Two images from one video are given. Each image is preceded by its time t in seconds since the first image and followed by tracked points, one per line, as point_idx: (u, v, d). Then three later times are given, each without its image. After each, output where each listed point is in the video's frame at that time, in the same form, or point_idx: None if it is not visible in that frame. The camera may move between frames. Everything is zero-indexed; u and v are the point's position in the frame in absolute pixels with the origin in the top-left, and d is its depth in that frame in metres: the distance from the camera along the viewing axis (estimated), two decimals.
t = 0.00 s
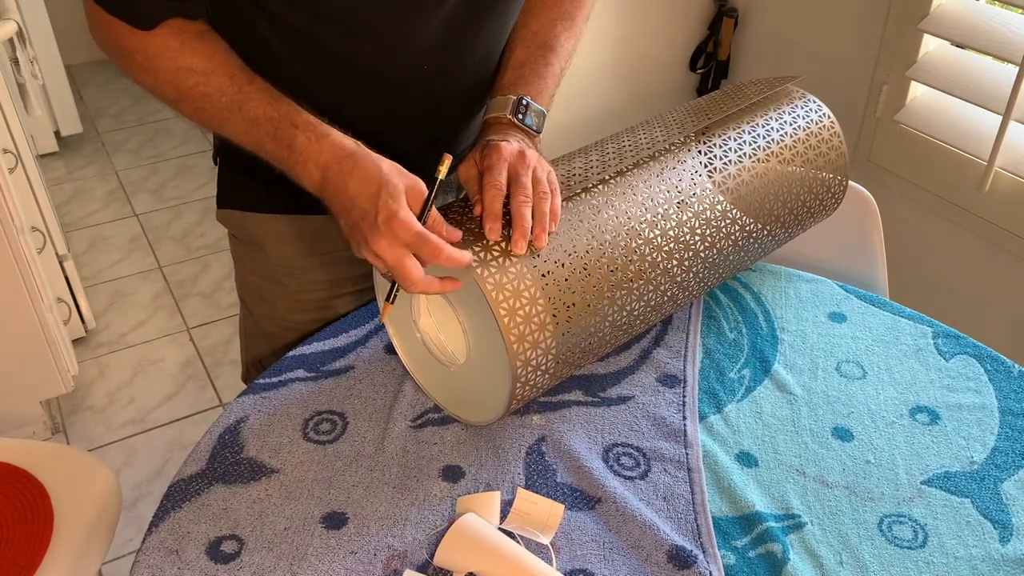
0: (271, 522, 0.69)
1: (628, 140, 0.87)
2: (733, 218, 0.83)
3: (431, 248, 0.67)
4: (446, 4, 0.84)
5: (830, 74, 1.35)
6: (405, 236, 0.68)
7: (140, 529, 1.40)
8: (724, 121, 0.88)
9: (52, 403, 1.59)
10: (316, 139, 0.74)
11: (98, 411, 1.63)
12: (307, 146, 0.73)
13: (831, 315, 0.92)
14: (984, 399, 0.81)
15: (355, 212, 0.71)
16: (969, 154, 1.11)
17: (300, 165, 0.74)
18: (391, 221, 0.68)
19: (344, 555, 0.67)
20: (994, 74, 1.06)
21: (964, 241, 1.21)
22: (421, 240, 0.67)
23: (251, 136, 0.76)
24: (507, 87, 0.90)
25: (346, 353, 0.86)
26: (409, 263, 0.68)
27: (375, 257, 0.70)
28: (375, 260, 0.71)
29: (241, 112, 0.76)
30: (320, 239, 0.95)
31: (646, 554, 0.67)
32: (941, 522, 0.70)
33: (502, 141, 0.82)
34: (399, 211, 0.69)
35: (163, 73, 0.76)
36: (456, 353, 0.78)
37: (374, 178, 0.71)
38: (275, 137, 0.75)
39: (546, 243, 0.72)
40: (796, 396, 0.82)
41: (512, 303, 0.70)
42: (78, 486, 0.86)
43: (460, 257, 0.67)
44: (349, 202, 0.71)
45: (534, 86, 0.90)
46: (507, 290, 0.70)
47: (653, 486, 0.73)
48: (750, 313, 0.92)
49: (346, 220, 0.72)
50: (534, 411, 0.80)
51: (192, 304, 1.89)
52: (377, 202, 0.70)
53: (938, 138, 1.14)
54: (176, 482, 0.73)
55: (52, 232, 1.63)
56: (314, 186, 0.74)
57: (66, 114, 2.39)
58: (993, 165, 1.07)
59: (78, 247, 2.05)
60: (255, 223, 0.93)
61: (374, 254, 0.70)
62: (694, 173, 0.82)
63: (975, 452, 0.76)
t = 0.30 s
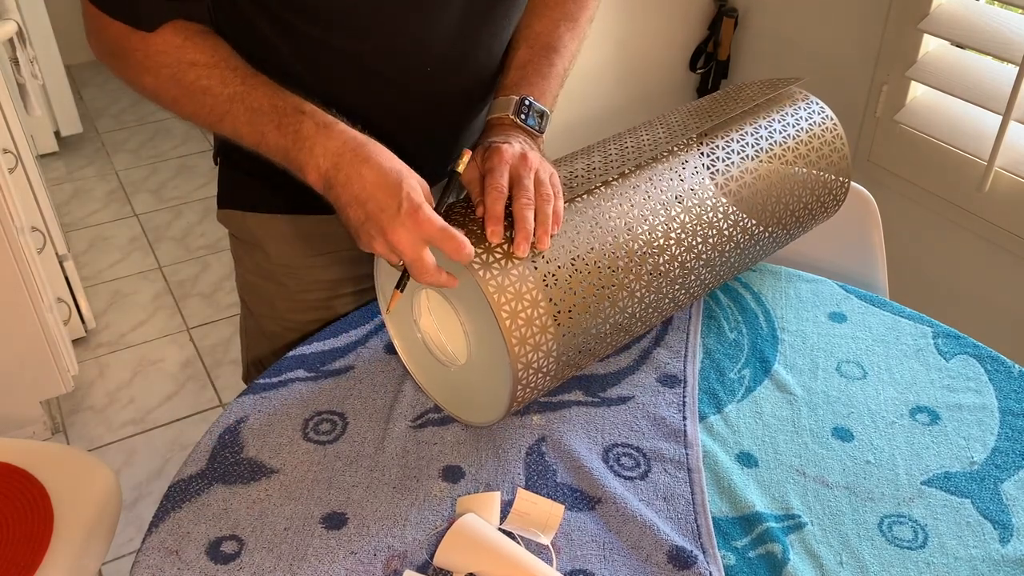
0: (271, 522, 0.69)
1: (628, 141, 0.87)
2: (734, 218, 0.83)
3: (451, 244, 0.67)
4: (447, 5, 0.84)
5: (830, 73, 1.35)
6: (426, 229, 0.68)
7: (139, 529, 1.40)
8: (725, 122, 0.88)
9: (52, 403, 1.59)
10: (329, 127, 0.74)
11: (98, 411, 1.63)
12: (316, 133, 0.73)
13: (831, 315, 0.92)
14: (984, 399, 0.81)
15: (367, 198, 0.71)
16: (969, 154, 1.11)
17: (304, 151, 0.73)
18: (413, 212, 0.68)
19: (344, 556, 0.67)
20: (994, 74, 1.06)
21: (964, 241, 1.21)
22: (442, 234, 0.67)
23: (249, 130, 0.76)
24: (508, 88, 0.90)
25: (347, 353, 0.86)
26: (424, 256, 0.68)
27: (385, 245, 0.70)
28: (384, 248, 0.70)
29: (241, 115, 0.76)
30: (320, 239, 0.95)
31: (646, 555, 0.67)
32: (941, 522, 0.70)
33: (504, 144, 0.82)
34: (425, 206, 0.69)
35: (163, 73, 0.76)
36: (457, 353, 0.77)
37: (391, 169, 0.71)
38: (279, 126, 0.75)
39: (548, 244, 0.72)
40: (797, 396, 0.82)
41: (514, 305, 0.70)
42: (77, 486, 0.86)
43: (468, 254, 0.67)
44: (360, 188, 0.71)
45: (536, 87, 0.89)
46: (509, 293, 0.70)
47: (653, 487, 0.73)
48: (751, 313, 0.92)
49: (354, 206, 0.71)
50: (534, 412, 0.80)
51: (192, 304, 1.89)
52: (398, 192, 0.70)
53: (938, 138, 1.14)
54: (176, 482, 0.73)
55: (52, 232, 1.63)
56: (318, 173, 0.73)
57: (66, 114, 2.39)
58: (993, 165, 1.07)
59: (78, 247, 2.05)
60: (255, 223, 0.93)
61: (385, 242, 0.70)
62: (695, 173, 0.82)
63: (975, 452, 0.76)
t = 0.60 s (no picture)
0: (271, 522, 0.69)
1: (629, 141, 0.87)
2: (734, 218, 0.83)
3: (448, 226, 0.67)
4: (448, 6, 0.84)
5: (830, 73, 1.35)
6: (424, 209, 0.68)
7: (139, 529, 1.40)
8: (725, 122, 0.88)
9: (52, 403, 1.59)
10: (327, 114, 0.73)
11: (98, 411, 1.63)
12: (317, 120, 0.73)
13: (831, 315, 0.92)
14: (985, 399, 0.81)
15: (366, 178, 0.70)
16: (969, 154, 1.11)
17: (305, 137, 0.73)
18: (412, 193, 0.68)
19: (344, 556, 0.67)
20: (994, 74, 1.06)
21: (964, 241, 1.21)
22: (440, 215, 0.67)
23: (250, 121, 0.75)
24: (508, 88, 0.90)
25: (347, 353, 0.86)
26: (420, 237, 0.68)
27: (379, 226, 0.69)
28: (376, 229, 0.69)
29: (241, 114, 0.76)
30: (321, 240, 0.95)
31: (646, 555, 0.67)
32: (942, 522, 0.70)
33: (505, 145, 0.82)
34: (424, 187, 0.69)
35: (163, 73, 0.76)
36: (458, 355, 0.78)
37: (391, 154, 0.71)
38: (279, 115, 0.74)
39: (550, 246, 0.72)
40: (797, 396, 0.82)
41: (515, 306, 0.70)
42: (77, 486, 0.86)
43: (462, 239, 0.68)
44: (360, 171, 0.71)
45: (536, 87, 0.89)
46: (510, 293, 0.70)
47: (653, 487, 0.73)
48: (751, 313, 0.92)
49: (350, 187, 0.71)
50: (534, 412, 0.80)
51: (192, 304, 1.89)
52: (397, 175, 0.69)
53: (938, 138, 1.14)
54: (177, 482, 0.73)
55: (52, 232, 1.63)
56: (318, 159, 0.73)
57: (66, 114, 2.39)
58: (993, 165, 1.07)
59: (78, 247, 2.05)
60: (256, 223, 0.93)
61: (380, 222, 0.69)
62: (695, 173, 0.82)
63: (976, 452, 0.76)
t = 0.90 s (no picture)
0: (271, 523, 0.69)
1: (628, 141, 0.87)
2: (735, 218, 0.83)
3: (474, 223, 0.68)
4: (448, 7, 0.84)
5: (830, 74, 1.35)
6: (455, 206, 0.68)
7: (139, 529, 1.40)
8: (725, 122, 0.88)
9: (52, 403, 1.59)
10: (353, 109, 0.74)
11: (98, 411, 1.63)
12: (341, 114, 0.73)
13: (831, 315, 0.92)
14: (985, 399, 0.81)
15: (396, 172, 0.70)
16: (969, 154, 1.11)
17: (331, 132, 0.73)
18: (443, 189, 0.69)
19: (344, 556, 0.67)
20: (994, 74, 1.06)
21: (964, 241, 1.21)
22: (468, 213, 0.68)
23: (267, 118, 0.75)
24: (508, 88, 0.90)
25: (347, 353, 0.86)
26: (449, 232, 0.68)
27: (409, 220, 0.69)
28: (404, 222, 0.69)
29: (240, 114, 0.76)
30: (321, 240, 0.95)
31: (646, 555, 0.67)
32: (941, 522, 0.70)
33: (505, 144, 0.82)
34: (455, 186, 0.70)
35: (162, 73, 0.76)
36: (457, 354, 0.78)
37: (419, 150, 0.71)
38: (300, 111, 0.74)
39: (548, 244, 0.72)
40: (797, 396, 0.82)
41: (515, 305, 0.70)
42: (77, 486, 0.86)
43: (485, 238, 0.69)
44: (389, 165, 0.71)
45: (535, 87, 0.89)
46: (509, 293, 0.70)
47: (653, 487, 0.73)
48: (751, 313, 0.92)
49: (378, 181, 0.71)
50: (534, 412, 0.80)
51: (192, 304, 1.89)
52: (427, 170, 0.70)
53: (938, 138, 1.14)
54: (177, 482, 0.73)
55: (52, 232, 1.63)
56: (344, 154, 0.73)
57: (66, 114, 2.39)
58: (993, 165, 1.07)
59: (78, 247, 2.05)
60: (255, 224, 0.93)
61: (410, 216, 0.69)
62: (695, 173, 0.82)
63: (976, 452, 0.76)
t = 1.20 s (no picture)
0: (271, 523, 0.69)
1: (629, 141, 0.87)
2: (735, 218, 0.83)
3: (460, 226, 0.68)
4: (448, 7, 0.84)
5: (830, 74, 1.35)
6: (443, 209, 0.68)
7: (139, 529, 1.40)
8: (724, 122, 0.88)
9: (52, 403, 1.59)
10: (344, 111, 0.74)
11: (98, 411, 1.63)
12: (332, 115, 0.73)
13: (831, 315, 0.92)
14: (985, 399, 0.81)
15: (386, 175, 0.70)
16: (969, 154, 1.11)
17: (321, 132, 0.72)
18: (432, 192, 0.69)
19: (344, 556, 0.67)
20: (994, 74, 1.06)
21: (964, 241, 1.21)
22: (456, 217, 0.68)
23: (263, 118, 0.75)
24: (508, 88, 0.90)
25: (347, 353, 0.86)
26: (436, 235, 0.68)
27: (397, 222, 0.69)
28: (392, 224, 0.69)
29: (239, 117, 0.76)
30: (320, 241, 0.95)
31: (646, 555, 0.67)
32: (942, 522, 0.70)
33: (505, 144, 0.81)
34: (444, 188, 0.70)
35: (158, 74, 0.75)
36: (457, 354, 0.77)
37: (410, 153, 0.71)
38: (291, 112, 0.74)
39: (548, 244, 0.72)
40: (797, 396, 0.82)
41: (514, 305, 0.70)
42: (77, 486, 0.86)
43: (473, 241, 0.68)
44: (378, 166, 0.71)
45: (535, 87, 0.89)
46: (509, 292, 0.70)
47: (653, 487, 0.73)
48: (751, 313, 0.92)
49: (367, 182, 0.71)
50: (534, 412, 0.80)
51: (192, 304, 1.89)
52: (417, 173, 0.70)
53: (938, 138, 1.14)
54: (177, 482, 0.73)
55: (52, 232, 1.63)
56: (333, 155, 0.72)
57: (66, 114, 2.39)
58: (993, 165, 1.07)
59: (78, 247, 2.05)
60: (255, 225, 0.93)
61: (399, 218, 0.69)
62: (695, 173, 0.82)
63: (976, 452, 0.76)
